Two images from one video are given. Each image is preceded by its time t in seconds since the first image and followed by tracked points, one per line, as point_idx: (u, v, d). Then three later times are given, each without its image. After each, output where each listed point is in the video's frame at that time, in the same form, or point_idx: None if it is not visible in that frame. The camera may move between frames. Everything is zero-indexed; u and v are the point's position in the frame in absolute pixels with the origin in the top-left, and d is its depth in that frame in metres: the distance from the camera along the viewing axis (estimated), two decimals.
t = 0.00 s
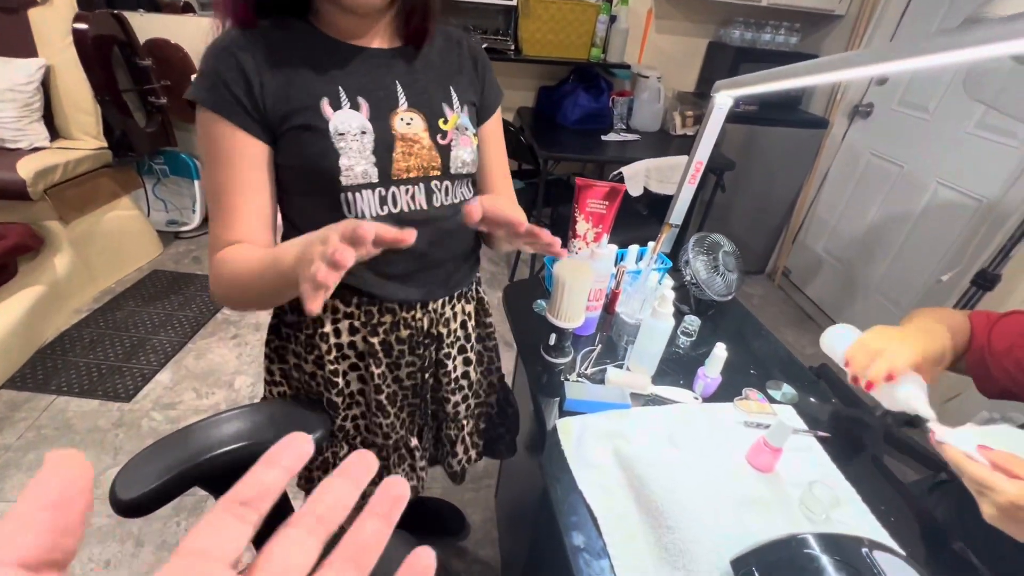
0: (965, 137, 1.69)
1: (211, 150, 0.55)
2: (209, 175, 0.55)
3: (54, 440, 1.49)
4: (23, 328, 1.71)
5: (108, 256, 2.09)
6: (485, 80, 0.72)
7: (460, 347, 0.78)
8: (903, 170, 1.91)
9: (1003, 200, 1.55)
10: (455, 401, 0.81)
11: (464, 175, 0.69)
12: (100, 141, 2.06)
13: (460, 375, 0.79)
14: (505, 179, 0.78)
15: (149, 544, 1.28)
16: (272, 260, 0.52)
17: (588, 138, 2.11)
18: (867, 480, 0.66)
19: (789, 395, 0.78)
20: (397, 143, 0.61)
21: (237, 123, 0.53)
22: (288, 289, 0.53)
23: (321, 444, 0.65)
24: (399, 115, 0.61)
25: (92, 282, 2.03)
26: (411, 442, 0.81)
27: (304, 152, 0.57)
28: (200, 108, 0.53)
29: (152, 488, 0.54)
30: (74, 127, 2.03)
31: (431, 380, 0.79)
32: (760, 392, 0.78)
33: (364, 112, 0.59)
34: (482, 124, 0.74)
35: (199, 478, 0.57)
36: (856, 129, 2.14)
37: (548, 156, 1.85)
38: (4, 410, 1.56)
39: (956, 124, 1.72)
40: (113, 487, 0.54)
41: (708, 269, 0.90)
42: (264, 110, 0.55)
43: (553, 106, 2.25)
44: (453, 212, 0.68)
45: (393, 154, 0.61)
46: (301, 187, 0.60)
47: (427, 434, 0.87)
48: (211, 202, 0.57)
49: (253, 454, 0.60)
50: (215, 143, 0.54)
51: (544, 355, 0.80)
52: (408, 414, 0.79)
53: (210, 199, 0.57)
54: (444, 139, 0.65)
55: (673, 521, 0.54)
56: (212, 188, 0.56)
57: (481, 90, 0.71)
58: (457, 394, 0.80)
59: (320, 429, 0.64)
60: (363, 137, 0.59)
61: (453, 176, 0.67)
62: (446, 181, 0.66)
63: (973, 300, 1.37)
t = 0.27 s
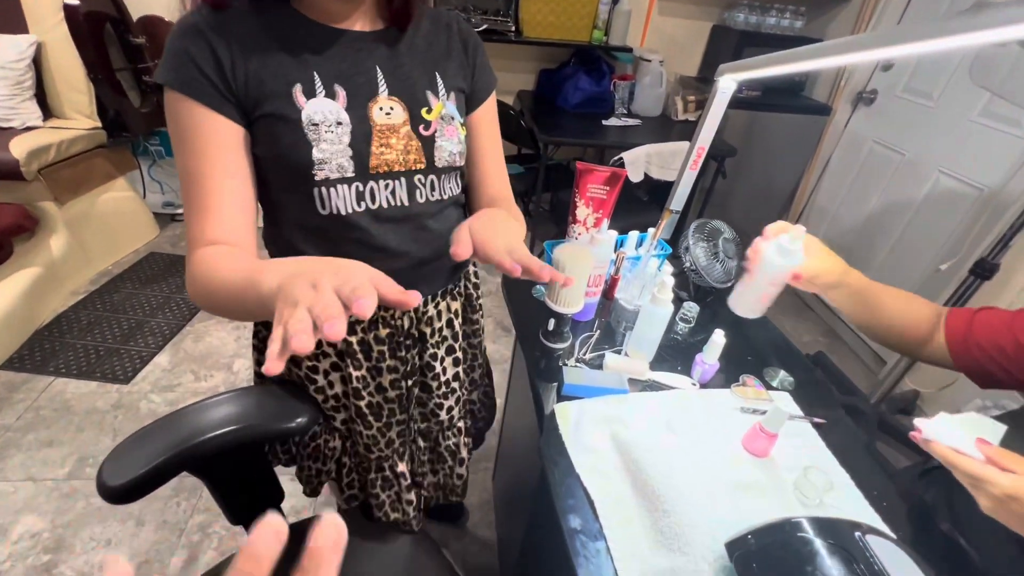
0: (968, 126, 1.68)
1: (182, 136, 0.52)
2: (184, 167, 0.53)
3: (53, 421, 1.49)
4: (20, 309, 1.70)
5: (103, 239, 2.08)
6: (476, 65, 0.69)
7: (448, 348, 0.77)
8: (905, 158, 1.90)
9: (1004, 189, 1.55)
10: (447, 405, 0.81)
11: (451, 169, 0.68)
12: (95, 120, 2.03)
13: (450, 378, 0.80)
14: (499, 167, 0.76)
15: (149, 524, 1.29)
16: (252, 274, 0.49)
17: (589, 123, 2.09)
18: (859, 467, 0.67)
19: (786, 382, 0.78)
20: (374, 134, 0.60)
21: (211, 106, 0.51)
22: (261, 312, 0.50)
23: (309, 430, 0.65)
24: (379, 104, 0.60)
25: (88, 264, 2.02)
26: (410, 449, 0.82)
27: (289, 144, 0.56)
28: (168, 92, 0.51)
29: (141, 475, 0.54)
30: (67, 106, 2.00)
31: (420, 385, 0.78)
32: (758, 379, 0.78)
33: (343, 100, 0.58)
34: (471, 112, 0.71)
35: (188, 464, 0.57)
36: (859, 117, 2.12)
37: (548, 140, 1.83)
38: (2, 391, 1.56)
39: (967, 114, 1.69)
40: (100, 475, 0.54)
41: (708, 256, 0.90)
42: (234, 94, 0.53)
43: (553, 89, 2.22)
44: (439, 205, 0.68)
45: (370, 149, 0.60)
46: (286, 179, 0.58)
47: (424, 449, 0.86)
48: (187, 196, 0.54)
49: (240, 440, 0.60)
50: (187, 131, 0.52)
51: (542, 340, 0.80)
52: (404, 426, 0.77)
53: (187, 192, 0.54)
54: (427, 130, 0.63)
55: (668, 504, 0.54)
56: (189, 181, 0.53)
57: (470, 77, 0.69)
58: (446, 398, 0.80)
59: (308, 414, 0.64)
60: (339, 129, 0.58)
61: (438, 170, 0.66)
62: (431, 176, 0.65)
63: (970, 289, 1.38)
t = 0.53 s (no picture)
0: (978, 109, 1.66)
1: (222, 109, 0.52)
2: (225, 138, 0.53)
3: (57, 397, 1.50)
4: (20, 286, 1.70)
5: (102, 216, 2.06)
6: (511, 39, 0.66)
7: (464, 332, 0.74)
8: (912, 141, 1.88)
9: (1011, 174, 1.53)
10: (457, 389, 0.78)
11: (482, 146, 0.65)
12: (91, 95, 2.00)
13: (463, 362, 0.76)
14: (529, 147, 0.75)
15: (155, 499, 1.31)
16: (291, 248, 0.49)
17: (593, 102, 2.06)
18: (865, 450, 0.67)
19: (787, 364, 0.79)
20: (405, 107, 0.57)
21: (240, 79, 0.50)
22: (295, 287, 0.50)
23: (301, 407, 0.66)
24: (410, 77, 0.57)
25: (87, 241, 2.01)
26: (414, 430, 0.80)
27: (318, 117, 0.54)
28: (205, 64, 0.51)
29: (128, 461, 0.55)
30: (62, 80, 1.96)
31: (433, 364, 0.76)
32: (760, 361, 0.79)
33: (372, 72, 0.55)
34: (508, 88, 0.69)
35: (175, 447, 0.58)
36: (867, 99, 2.09)
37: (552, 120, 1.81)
38: (5, 366, 1.57)
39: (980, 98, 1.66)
40: (91, 456, 0.55)
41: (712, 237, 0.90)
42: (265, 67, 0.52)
43: (558, 67, 2.19)
44: (467, 183, 0.65)
45: (400, 123, 0.57)
46: (315, 152, 0.57)
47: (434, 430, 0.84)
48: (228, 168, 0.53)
49: (233, 419, 0.61)
50: (225, 102, 0.51)
51: (546, 320, 0.80)
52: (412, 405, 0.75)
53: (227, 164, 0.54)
54: (458, 105, 0.61)
55: (672, 484, 0.55)
56: (229, 152, 0.53)
57: (506, 52, 0.66)
58: (457, 381, 0.77)
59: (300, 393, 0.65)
60: (367, 103, 0.55)
61: (468, 146, 0.63)
62: (460, 152, 0.62)
63: (974, 274, 1.37)
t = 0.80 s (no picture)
0: (993, 84, 1.62)
1: (247, 67, 0.54)
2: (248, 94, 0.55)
3: (61, 367, 1.51)
4: (22, 256, 1.69)
5: (101, 187, 2.04)
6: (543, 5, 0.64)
7: (481, 308, 0.73)
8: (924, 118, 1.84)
9: None
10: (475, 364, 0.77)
11: (502, 112, 0.63)
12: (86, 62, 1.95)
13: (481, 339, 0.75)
14: (555, 118, 0.73)
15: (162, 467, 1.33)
16: (318, 212, 0.52)
17: (599, 74, 2.01)
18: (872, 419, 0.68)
19: (795, 337, 0.79)
20: (425, 66, 0.56)
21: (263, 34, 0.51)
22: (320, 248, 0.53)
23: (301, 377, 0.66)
24: (432, 34, 0.56)
25: (86, 212, 1.99)
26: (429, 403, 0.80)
27: (335, 71, 0.54)
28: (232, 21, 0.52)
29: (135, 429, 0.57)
30: (55, 45, 1.91)
31: (448, 335, 0.75)
32: (768, 334, 0.79)
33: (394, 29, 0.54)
34: (538, 58, 0.67)
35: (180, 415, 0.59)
36: (879, 74, 2.05)
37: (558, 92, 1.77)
38: (9, 336, 1.58)
39: (999, 66, 1.61)
40: (97, 425, 0.57)
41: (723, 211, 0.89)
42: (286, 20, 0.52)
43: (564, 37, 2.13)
44: (484, 150, 0.63)
45: (417, 82, 0.56)
46: (333, 110, 0.57)
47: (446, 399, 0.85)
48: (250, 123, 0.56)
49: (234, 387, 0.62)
50: (250, 60, 0.53)
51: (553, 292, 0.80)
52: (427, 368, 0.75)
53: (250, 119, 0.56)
54: (479, 66, 0.59)
55: (680, 452, 0.55)
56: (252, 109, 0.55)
57: (536, 19, 0.64)
58: (477, 358, 0.76)
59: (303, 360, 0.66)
60: (385, 60, 0.54)
61: (487, 111, 0.61)
62: (478, 116, 0.61)
63: (981, 252, 1.36)
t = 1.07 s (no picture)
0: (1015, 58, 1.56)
1: (245, 34, 0.51)
2: (245, 63, 0.52)
3: (63, 343, 1.51)
4: (20, 231, 1.67)
5: (98, 161, 2.01)
6: None
7: (486, 293, 0.68)
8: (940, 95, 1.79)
9: None
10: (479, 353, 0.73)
11: (512, 83, 0.60)
12: (78, 31, 1.90)
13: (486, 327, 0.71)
14: (566, 92, 0.70)
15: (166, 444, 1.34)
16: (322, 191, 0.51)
17: (607, 48, 1.96)
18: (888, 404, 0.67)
19: (810, 319, 0.77)
20: (428, 32, 0.53)
21: None
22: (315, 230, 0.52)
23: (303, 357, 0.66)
24: None
25: (84, 187, 1.96)
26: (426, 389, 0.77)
27: (333, 36, 0.51)
28: None
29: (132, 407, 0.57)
30: (46, 13, 1.84)
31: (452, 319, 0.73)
32: (781, 316, 0.77)
33: None
34: (550, 27, 0.64)
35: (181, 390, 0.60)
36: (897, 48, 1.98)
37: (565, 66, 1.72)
38: (9, 312, 1.57)
39: (1023, 44, 1.51)
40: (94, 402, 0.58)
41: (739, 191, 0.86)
42: None
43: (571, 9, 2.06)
44: (492, 125, 0.60)
45: (421, 49, 0.53)
46: (331, 79, 0.54)
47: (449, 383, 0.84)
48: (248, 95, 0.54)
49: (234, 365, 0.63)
50: (247, 27, 0.50)
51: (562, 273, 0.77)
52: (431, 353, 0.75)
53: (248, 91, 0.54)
54: (487, 33, 0.56)
55: (693, 436, 0.54)
56: (250, 80, 0.52)
57: None
58: (479, 347, 0.72)
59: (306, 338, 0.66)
60: (387, 25, 0.52)
61: (496, 82, 0.58)
62: (486, 88, 0.58)
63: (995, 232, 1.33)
